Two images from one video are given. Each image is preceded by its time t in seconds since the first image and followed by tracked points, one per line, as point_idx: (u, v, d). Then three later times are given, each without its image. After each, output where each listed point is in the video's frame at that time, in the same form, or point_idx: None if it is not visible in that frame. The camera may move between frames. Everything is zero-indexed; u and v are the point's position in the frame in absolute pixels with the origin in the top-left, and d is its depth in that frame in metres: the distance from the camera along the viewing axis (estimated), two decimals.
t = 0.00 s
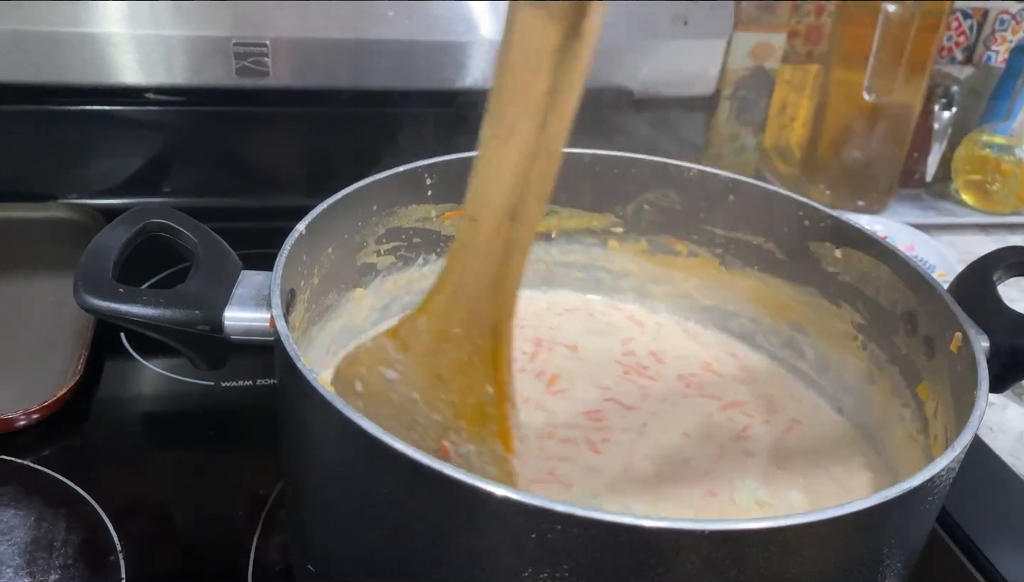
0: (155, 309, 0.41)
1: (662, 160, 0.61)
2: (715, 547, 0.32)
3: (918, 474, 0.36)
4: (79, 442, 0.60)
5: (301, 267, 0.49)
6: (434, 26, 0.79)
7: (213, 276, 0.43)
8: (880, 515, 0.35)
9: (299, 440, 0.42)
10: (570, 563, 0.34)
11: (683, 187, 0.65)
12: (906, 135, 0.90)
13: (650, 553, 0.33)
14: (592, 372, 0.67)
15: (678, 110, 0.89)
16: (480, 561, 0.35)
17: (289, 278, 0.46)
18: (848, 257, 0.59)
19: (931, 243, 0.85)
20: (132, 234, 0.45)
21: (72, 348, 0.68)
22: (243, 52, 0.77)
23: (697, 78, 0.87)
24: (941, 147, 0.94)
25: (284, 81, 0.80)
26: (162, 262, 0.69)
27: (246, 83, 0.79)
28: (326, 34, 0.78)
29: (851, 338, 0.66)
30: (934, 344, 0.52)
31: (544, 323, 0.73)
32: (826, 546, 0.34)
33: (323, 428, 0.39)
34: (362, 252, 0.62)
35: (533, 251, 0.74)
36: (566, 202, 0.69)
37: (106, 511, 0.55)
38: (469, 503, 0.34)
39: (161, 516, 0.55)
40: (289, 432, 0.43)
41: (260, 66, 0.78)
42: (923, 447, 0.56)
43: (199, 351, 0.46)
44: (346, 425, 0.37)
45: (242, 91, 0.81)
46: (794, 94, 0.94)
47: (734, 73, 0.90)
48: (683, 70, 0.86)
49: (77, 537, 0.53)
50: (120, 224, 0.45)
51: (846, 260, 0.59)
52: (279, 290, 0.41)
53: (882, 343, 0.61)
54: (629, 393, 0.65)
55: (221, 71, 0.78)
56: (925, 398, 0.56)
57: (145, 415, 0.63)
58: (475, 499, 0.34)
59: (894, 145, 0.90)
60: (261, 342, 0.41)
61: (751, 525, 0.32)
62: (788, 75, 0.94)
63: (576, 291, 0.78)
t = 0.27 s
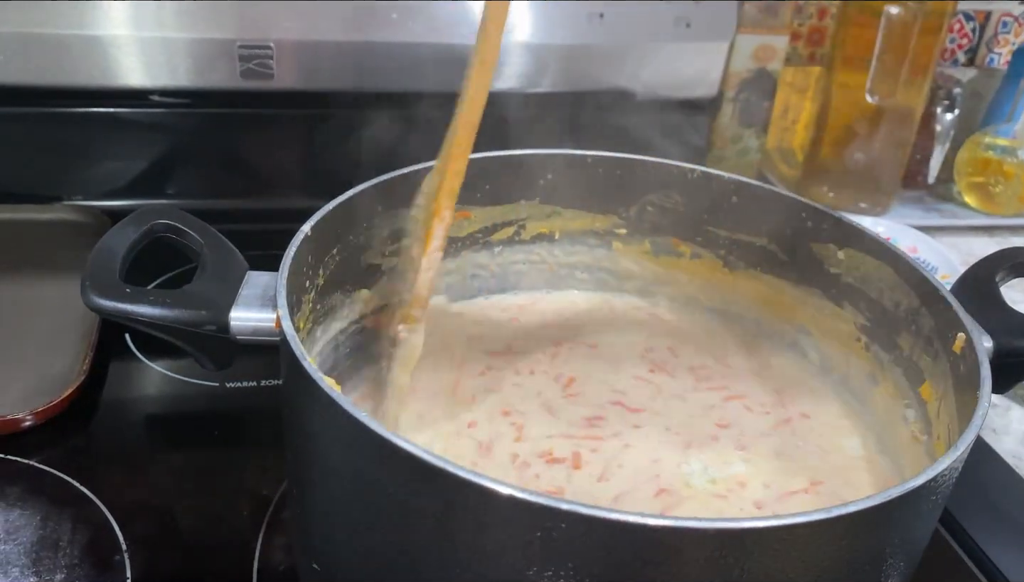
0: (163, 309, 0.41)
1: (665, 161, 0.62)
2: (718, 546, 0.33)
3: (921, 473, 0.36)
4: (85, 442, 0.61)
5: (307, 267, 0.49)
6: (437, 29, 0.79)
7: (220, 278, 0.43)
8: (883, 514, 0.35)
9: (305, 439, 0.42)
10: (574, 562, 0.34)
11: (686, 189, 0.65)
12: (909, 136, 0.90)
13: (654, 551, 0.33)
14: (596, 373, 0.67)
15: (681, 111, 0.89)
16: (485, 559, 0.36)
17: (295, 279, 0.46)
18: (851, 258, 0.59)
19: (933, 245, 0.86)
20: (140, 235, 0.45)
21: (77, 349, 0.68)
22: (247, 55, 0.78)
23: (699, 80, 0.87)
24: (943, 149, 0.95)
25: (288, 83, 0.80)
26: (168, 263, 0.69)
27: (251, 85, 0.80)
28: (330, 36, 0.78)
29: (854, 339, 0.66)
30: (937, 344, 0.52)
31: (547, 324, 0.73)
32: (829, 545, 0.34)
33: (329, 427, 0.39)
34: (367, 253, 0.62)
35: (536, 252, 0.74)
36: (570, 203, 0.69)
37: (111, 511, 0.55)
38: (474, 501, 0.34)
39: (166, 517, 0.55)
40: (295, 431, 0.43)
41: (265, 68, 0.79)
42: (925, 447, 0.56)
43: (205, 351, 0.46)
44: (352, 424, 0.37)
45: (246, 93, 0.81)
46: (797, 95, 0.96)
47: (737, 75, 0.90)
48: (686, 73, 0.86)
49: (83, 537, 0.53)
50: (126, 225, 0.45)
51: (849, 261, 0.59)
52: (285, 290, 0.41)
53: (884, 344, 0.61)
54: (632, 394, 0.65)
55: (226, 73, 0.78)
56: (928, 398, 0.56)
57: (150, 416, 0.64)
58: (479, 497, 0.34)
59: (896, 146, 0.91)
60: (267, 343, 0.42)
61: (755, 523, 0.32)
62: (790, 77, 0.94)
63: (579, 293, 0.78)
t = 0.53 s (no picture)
0: (166, 309, 0.41)
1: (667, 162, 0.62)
2: (719, 544, 0.33)
3: (922, 473, 0.36)
4: (87, 442, 0.61)
5: (308, 267, 0.49)
6: (440, 31, 0.80)
7: (222, 277, 0.43)
8: (885, 513, 0.35)
9: (307, 439, 0.42)
10: (575, 561, 0.34)
11: (687, 189, 0.65)
12: (911, 140, 0.90)
13: (654, 550, 0.33)
14: (598, 373, 0.67)
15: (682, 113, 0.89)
16: (487, 559, 0.36)
17: (297, 279, 0.46)
18: (852, 259, 0.59)
19: (935, 246, 0.86)
20: (142, 234, 0.45)
21: (79, 349, 0.68)
22: (250, 56, 0.78)
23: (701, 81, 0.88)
24: (945, 150, 0.95)
25: (290, 85, 0.80)
26: (170, 264, 0.69)
27: (253, 87, 0.80)
28: (331, 37, 0.78)
29: (855, 340, 0.66)
30: (938, 345, 0.52)
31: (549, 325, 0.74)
32: (829, 544, 0.34)
33: (331, 427, 0.39)
34: (369, 254, 0.62)
35: (538, 253, 0.75)
36: (571, 204, 0.69)
37: (113, 511, 0.55)
38: (475, 500, 0.34)
39: (168, 517, 0.56)
40: (296, 431, 0.43)
41: (267, 70, 0.79)
42: (926, 448, 0.56)
43: (207, 351, 0.46)
44: (354, 423, 0.37)
45: (249, 94, 0.81)
46: (799, 97, 0.95)
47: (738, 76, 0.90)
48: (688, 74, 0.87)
49: (85, 537, 0.53)
50: (129, 225, 0.45)
51: (850, 262, 0.60)
52: (287, 290, 0.41)
53: (885, 345, 0.62)
54: (633, 395, 0.66)
55: (228, 75, 0.78)
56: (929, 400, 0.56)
57: (152, 416, 0.64)
58: (480, 496, 0.34)
59: (900, 150, 0.90)
60: (269, 343, 0.42)
61: (755, 522, 0.32)
62: (790, 78, 0.94)
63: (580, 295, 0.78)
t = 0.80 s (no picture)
0: (170, 310, 0.41)
1: (669, 164, 0.62)
2: (721, 545, 0.33)
3: (924, 474, 0.37)
4: (91, 442, 0.61)
5: (312, 268, 0.49)
6: (443, 32, 0.80)
7: (226, 278, 0.43)
8: (887, 514, 0.35)
9: (310, 439, 0.42)
10: (578, 562, 0.34)
11: (690, 191, 0.65)
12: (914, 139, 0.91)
13: (657, 552, 0.33)
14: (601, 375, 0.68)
15: (685, 115, 0.89)
16: (489, 559, 0.36)
17: (300, 280, 0.46)
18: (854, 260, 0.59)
19: (937, 248, 0.86)
20: (146, 235, 0.45)
21: (83, 349, 0.69)
22: (253, 58, 0.78)
23: (704, 83, 0.88)
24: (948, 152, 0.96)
25: (293, 86, 0.81)
26: (174, 264, 0.69)
27: (256, 88, 0.80)
28: (334, 39, 0.78)
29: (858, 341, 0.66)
30: (940, 346, 0.52)
31: (551, 326, 0.74)
32: (831, 545, 0.34)
33: (335, 427, 0.39)
34: (372, 255, 0.62)
35: (541, 254, 0.75)
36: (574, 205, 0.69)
37: (117, 511, 0.56)
38: (478, 500, 0.34)
39: (171, 517, 0.56)
40: (300, 432, 0.43)
41: (271, 71, 0.79)
42: (929, 450, 0.56)
43: (211, 351, 0.46)
44: (357, 423, 0.37)
45: (252, 96, 0.81)
46: (800, 100, 0.95)
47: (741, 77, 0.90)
48: (691, 76, 0.87)
49: (89, 536, 0.53)
50: (133, 226, 0.46)
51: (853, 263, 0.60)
52: (290, 291, 0.41)
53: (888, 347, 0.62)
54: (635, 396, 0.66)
55: (232, 76, 0.79)
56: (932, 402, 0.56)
57: (155, 416, 0.64)
58: (483, 496, 0.34)
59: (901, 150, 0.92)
60: (272, 343, 0.42)
61: (758, 522, 0.33)
62: (793, 80, 0.94)
63: (583, 295, 0.78)
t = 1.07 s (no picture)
0: (178, 310, 0.41)
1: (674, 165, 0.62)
2: (730, 546, 0.33)
3: (933, 476, 0.37)
4: (97, 442, 0.61)
5: (319, 268, 0.49)
6: (448, 34, 0.80)
7: (233, 279, 0.43)
8: (895, 515, 0.35)
9: (318, 439, 0.42)
10: (586, 562, 0.34)
11: (696, 192, 0.65)
12: (917, 141, 0.91)
13: (667, 552, 0.33)
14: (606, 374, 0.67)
15: (689, 116, 0.89)
16: (497, 559, 0.36)
17: (308, 280, 0.46)
18: (861, 262, 0.59)
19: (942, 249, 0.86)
20: (154, 236, 0.45)
21: (89, 350, 0.69)
22: (259, 59, 0.78)
23: (709, 85, 0.88)
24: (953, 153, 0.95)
25: (299, 88, 0.81)
26: (180, 265, 0.69)
27: (262, 89, 0.80)
28: (340, 40, 0.79)
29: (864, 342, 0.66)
30: (947, 348, 0.52)
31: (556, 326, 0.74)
32: (839, 546, 0.34)
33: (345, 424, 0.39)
34: (379, 255, 0.62)
35: (546, 255, 0.75)
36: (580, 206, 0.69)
37: (124, 511, 0.56)
38: (488, 500, 0.34)
39: (177, 516, 0.56)
40: (307, 432, 0.43)
41: (276, 73, 0.79)
42: (935, 451, 0.56)
43: (218, 351, 0.46)
44: (366, 423, 0.37)
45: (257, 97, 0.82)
46: (806, 101, 0.94)
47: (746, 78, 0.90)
48: (696, 78, 0.87)
49: (96, 536, 0.53)
50: (142, 227, 0.46)
51: (859, 265, 0.59)
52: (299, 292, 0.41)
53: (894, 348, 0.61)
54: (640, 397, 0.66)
55: (238, 78, 0.79)
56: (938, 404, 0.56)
57: (161, 417, 0.64)
58: (493, 495, 0.34)
59: (904, 151, 0.91)
60: (281, 343, 0.42)
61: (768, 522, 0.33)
62: (798, 81, 0.94)
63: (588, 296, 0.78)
